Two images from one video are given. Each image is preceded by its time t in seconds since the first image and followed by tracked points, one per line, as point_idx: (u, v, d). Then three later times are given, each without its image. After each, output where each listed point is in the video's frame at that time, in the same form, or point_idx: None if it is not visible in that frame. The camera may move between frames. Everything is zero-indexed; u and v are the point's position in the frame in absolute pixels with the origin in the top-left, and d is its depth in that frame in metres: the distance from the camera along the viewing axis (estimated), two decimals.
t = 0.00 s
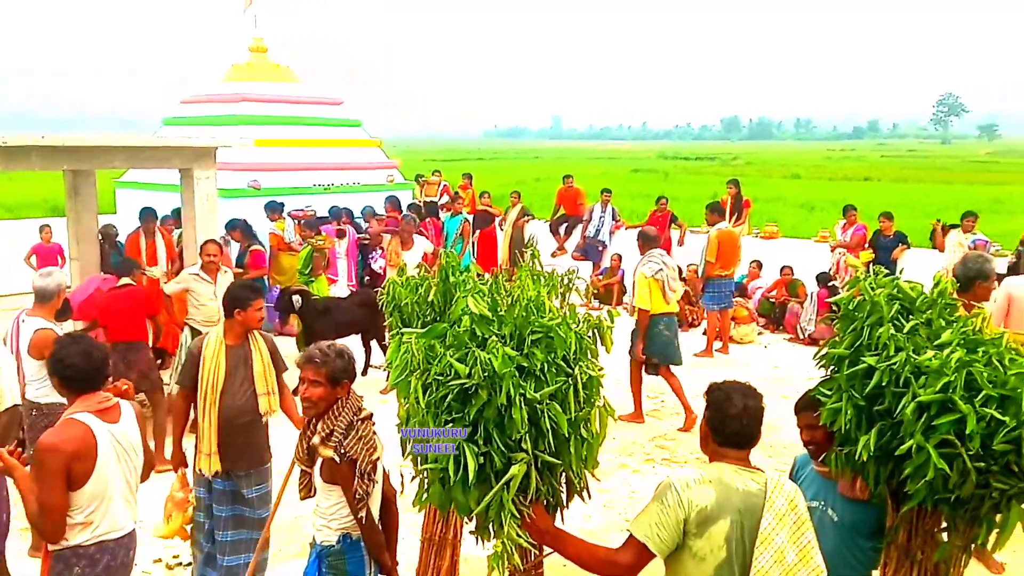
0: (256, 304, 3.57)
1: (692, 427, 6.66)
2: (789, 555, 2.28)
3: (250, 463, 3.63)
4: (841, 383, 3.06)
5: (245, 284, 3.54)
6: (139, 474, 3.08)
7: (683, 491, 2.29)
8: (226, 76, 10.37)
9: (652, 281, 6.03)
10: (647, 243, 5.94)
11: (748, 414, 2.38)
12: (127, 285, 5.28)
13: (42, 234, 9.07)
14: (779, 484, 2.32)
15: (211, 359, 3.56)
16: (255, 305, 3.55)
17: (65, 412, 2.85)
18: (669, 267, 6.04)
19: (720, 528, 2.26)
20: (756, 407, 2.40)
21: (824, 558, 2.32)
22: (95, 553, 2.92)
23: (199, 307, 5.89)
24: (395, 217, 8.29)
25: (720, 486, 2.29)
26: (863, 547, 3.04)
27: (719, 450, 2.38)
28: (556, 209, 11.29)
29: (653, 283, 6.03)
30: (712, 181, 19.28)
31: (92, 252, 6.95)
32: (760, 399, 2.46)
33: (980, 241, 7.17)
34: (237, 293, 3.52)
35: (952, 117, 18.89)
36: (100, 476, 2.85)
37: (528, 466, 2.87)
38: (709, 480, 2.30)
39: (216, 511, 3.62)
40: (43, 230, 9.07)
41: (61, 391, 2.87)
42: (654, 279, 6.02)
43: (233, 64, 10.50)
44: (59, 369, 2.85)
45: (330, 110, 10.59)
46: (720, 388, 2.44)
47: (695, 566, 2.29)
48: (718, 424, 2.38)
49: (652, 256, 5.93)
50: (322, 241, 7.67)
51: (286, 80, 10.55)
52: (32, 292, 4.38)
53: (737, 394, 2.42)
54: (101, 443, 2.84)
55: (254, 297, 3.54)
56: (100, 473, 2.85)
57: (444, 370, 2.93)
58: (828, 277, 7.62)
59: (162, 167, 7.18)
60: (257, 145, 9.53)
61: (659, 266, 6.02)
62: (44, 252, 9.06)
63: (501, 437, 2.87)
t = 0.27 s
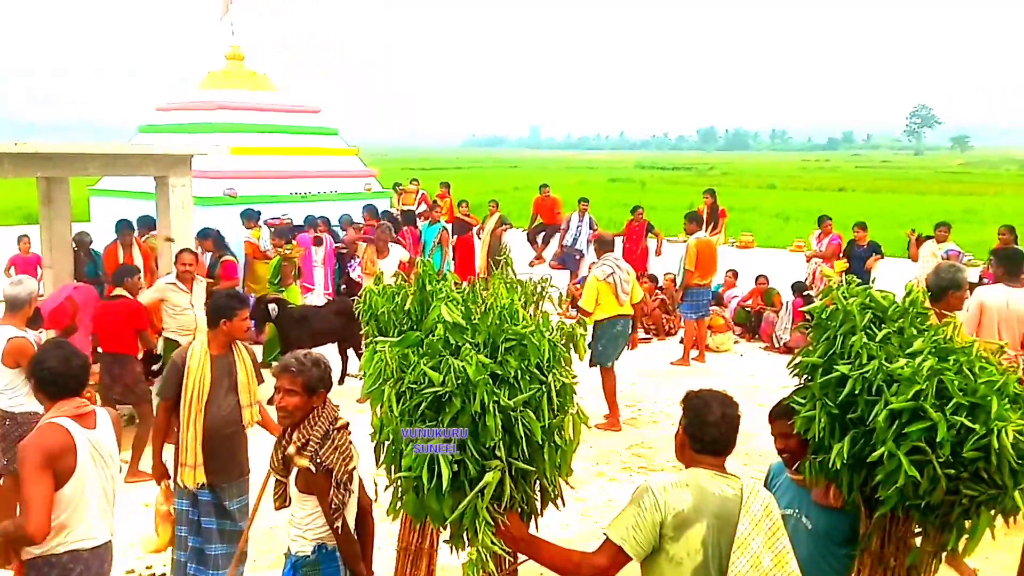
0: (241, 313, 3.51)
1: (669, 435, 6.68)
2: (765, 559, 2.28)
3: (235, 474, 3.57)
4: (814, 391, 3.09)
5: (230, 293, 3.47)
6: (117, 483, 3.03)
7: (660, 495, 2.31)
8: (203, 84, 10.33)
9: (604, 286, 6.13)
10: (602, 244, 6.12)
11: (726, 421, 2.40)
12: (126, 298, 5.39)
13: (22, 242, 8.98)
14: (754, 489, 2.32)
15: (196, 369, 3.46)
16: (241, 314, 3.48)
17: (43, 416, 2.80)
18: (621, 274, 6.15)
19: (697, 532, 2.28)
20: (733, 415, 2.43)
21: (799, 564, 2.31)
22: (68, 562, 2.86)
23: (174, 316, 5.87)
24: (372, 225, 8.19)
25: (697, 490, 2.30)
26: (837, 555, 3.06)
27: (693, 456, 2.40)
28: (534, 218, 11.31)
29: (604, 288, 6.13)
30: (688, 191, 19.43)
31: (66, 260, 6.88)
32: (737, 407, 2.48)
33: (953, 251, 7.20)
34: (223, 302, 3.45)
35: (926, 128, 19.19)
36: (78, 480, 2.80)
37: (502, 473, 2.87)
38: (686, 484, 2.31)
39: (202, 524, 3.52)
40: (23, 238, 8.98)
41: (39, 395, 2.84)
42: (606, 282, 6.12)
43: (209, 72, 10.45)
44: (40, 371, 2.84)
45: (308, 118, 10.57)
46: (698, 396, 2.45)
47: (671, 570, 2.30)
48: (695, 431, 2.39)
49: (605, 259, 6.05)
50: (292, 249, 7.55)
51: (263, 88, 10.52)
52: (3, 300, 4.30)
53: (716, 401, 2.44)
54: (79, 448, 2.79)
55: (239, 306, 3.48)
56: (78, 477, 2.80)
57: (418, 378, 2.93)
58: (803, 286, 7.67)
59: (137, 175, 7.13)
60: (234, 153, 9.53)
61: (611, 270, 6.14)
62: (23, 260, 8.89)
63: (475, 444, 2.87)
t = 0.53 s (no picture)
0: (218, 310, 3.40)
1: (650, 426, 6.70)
2: (740, 547, 2.31)
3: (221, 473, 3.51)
4: (792, 380, 3.09)
5: (206, 291, 3.35)
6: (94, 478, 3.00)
7: (637, 482, 2.31)
8: (178, 76, 10.25)
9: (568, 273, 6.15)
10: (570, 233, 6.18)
11: (706, 410, 2.39)
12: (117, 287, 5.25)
13: None
14: (730, 478, 2.34)
15: (175, 370, 3.37)
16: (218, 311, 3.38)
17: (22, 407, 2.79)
18: (585, 261, 6.20)
19: (672, 520, 2.28)
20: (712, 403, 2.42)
21: (773, 552, 2.34)
22: (44, 556, 2.82)
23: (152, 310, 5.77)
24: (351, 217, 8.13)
25: (673, 478, 2.31)
26: (813, 543, 3.07)
27: (670, 445, 2.41)
28: (513, 210, 11.32)
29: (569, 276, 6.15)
30: (668, 183, 19.50)
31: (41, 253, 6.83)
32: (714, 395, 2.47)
33: (931, 242, 7.27)
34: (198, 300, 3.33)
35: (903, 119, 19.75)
36: (57, 470, 2.78)
37: (479, 461, 2.87)
38: (662, 471, 2.31)
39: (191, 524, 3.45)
40: None
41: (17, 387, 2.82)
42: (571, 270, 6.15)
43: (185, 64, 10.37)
44: (18, 362, 2.80)
45: (286, 110, 10.51)
46: (677, 383, 2.44)
47: (648, 558, 2.30)
48: (674, 419, 2.38)
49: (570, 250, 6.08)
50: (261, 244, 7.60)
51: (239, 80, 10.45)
52: None
53: (694, 391, 2.41)
54: (59, 438, 2.79)
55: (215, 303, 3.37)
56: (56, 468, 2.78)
57: (393, 369, 2.92)
58: (781, 277, 7.71)
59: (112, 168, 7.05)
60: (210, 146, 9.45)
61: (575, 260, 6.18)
62: None
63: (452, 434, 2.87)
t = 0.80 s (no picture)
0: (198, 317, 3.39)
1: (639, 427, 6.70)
2: (718, 552, 2.30)
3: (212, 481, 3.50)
4: (780, 381, 3.11)
5: (185, 296, 3.36)
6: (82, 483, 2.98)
7: (616, 487, 2.31)
8: (165, 77, 10.22)
9: (542, 268, 6.71)
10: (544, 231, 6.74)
11: (687, 411, 2.41)
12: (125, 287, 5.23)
13: None
14: (710, 482, 2.34)
15: (159, 382, 3.33)
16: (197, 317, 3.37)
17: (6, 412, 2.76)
18: (557, 258, 6.76)
19: (651, 525, 2.29)
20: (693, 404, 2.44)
21: (752, 557, 2.33)
22: (31, 561, 2.79)
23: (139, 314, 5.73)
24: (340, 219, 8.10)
25: (652, 482, 2.31)
26: (802, 543, 3.11)
27: (652, 448, 2.40)
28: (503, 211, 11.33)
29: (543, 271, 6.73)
30: (656, 184, 19.59)
31: (27, 255, 6.79)
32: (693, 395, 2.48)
33: (918, 243, 7.31)
34: (177, 306, 3.34)
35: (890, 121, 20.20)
36: (42, 476, 2.75)
37: (461, 460, 2.84)
38: (641, 476, 2.32)
39: (182, 537, 3.43)
40: None
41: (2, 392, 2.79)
42: (544, 267, 6.69)
43: (172, 65, 10.34)
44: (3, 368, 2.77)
45: (274, 112, 10.50)
46: (658, 385, 2.43)
47: (627, 562, 2.32)
48: (659, 422, 2.37)
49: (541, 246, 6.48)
50: (238, 246, 7.52)
51: (227, 81, 10.44)
52: None
53: (675, 392, 2.42)
54: (44, 443, 2.76)
55: (194, 309, 3.37)
56: (41, 473, 2.75)
57: (375, 370, 2.93)
58: (770, 278, 7.74)
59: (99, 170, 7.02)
60: (198, 148, 9.44)
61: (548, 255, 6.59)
62: None
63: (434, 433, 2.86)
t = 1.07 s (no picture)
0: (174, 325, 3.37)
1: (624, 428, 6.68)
2: (691, 555, 2.38)
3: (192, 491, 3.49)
4: (759, 381, 3.12)
5: (160, 303, 3.34)
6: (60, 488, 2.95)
7: (588, 496, 2.31)
8: (145, 80, 10.18)
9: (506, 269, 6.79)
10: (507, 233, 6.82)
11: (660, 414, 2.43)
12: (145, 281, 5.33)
13: None
14: (682, 485, 2.39)
15: (135, 391, 3.30)
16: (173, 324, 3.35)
17: None
18: (522, 259, 6.82)
19: (623, 533, 2.30)
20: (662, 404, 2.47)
21: (724, 558, 2.42)
22: (12, 568, 2.77)
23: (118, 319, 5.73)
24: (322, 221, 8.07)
25: (624, 490, 2.31)
26: (785, 541, 3.18)
27: (627, 453, 2.39)
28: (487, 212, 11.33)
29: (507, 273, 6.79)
30: (639, 185, 19.66)
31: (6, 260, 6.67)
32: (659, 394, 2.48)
33: (899, 243, 7.35)
34: (152, 313, 3.31)
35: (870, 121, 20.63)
36: (23, 484, 2.73)
37: (435, 461, 2.86)
38: (614, 485, 2.31)
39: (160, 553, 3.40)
40: None
41: None
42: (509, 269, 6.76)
43: (152, 68, 10.30)
44: None
45: (255, 114, 10.47)
46: (629, 389, 2.42)
47: (599, 569, 2.33)
48: (636, 428, 2.37)
49: (506, 247, 6.68)
50: (211, 251, 7.43)
51: (207, 83, 10.41)
52: None
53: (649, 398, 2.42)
54: (25, 451, 2.73)
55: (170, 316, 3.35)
56: (22, 481, 2.72)
57: (348, 372, 2.92)
58: (751, 278, 7.77)
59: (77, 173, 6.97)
60: (178, 150, 9.40)
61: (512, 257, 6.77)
62: None
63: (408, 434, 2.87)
